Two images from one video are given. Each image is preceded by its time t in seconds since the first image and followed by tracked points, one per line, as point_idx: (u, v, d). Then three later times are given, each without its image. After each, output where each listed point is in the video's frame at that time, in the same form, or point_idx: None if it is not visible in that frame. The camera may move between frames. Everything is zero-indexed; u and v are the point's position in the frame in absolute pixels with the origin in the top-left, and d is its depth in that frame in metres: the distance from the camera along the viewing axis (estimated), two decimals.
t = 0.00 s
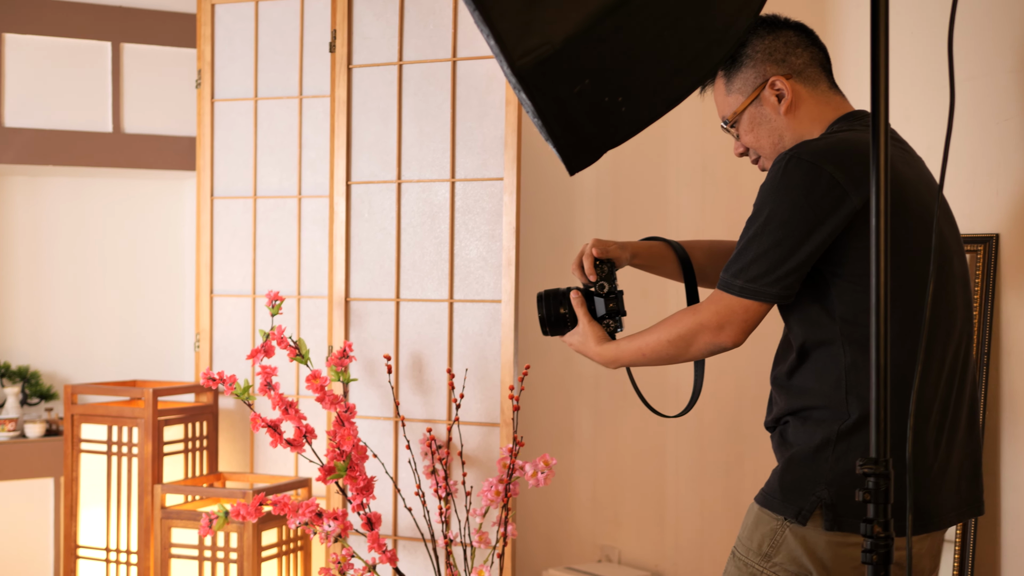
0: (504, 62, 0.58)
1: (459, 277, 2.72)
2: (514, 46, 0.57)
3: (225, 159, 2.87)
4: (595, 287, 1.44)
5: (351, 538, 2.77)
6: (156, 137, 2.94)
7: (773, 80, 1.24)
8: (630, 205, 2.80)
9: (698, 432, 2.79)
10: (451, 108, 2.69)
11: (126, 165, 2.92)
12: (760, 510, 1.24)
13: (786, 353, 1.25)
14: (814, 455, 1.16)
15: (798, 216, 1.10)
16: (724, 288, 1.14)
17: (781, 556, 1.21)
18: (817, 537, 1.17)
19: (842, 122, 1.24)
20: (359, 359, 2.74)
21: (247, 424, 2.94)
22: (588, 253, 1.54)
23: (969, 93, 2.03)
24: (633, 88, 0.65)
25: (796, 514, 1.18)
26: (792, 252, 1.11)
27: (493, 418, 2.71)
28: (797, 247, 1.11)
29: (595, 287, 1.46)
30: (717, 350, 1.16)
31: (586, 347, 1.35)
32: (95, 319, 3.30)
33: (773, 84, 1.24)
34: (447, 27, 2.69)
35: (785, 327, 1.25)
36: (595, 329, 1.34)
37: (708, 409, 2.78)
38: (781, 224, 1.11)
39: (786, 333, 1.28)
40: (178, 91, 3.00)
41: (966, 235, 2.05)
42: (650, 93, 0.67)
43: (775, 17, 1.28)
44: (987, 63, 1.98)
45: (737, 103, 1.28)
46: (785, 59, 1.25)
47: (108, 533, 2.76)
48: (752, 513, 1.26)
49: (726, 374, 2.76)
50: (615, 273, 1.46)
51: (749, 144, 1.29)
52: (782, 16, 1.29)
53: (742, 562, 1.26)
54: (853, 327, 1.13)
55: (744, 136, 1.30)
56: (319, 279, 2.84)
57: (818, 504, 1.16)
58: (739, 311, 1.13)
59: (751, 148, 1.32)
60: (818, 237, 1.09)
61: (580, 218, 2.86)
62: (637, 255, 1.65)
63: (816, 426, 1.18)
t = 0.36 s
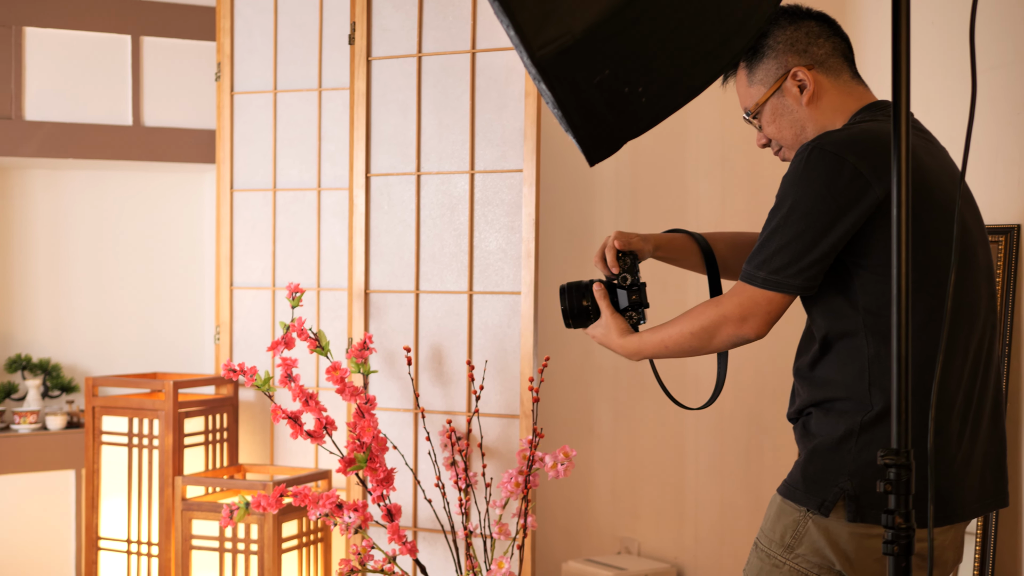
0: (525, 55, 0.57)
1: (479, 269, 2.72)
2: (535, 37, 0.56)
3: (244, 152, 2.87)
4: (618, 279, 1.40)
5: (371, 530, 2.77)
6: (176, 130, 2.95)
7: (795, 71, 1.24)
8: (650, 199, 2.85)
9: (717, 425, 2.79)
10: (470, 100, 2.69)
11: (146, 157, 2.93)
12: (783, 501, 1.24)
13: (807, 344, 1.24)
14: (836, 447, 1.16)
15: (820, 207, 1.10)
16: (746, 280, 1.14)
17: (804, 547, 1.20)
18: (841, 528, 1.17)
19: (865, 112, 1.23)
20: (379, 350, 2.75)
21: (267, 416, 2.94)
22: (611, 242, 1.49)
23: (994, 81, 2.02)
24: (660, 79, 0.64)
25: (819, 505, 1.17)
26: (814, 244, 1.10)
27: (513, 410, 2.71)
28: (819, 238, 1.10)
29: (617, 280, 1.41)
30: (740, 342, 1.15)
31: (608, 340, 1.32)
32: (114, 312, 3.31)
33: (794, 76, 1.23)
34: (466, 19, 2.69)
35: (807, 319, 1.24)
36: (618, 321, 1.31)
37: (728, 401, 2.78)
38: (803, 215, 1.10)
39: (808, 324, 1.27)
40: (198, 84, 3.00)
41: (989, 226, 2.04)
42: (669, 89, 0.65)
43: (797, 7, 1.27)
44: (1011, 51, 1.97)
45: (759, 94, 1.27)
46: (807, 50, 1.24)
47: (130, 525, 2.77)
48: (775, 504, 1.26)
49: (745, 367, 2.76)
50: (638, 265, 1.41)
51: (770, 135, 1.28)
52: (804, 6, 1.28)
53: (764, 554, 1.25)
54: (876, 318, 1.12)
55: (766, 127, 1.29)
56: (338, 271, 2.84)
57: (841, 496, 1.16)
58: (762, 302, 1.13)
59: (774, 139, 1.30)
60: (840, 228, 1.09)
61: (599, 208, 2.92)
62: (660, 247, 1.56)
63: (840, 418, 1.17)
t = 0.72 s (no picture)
0: (546, 48, 0.60)
1: (498, 263, 2.72)
2: (553, 31, 0.59)
3: (262, 147, 2.88)
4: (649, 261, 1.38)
5: (391, 523, 2.78)
6: (194, 125, 2.94)
7: (826, 61, 1.15)
8: (668, 192, 2.85)
9: (736, 420, 2.78)
10: (489, 94, 2.69)
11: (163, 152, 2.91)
12: (803, 494, 1.20)
13: (832, 338, 1.20)
14: (860, 441, 1.12)
15: (855, 200, 1.06)
16: (777, 273, 1.10)
17: (824, 541, 1.16)
18: (863, 522, 1.13)
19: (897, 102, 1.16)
20: (399, 345, 2.76)
21: (287, 410, 2.95)
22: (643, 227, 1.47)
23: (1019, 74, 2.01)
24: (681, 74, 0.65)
25: (840, 499, 1.13)
26: (847, 238, 1.06)
27: (533, 404, 2.71)
28: (852, 232, 1.06)
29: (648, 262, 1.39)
30: (770, 336, 1.12)
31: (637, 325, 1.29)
32: (132, 307, 3.31)
33: (825, 65, 1.15)
34: (485, 13, 2.69)
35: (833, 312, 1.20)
36: (649, 305, 1.27)
37: (748, 395, 2.78)
38: (837, 208, 1.06)
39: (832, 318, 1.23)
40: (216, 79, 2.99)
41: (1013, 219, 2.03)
42: (692, 81, 0.66)
43: None
44: None
45: (787, 85, 1.17)
46: (837, 39, 1.15)
47: (151, 519, 2.78)
48: (795, 497, 1.22)
49: (765, 361, 2.75)
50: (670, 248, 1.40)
51: (799, 127, 1.19)
52: None
53: (783, 547, 1.21)
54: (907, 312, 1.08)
55: (793, 120, 1.20)
56: (357, 266, 2.85)
57: (863, 490, 1.12)
58: (793, 297, 1.09)
59: (800, 133, 1.21)
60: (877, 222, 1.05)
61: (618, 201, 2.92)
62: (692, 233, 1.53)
63: (863, 412, 1.13)
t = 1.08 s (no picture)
0: (568, 43, 0.64)
1: (519, 259, 2.72)
2: (576, 28, 0.63)
3: (284, 144, 2.88)
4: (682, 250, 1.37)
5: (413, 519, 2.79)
6: (215, 122, 2.95)
7: (878, 52, 1.10)
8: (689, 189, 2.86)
9: (758, 416, 2.78)
10: (510, 89, 2.69)
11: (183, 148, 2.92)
12: (842, 488, 1.19)
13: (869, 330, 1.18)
14: (899, 436, 1.11)
15: (911, 194, 1.03)
16: (825, 264, 1.07)
17: (862, 535, 1.15)
18: (902, 517, 1.12)
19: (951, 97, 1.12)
20: (420, 340, 2.76)
21: (309, 406, 2.95)
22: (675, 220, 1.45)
23: None
24: (698, 68, 0.70)
25: (879, 493, 1.13)
26: (902, 231, 1.03)
27: (554, 399, 2.72)
28: (907, 226, 1.03)
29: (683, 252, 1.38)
30: (812, 327, 1.10)
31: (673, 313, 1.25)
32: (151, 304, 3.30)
33: (878, 57, 1.10)
34: (506, 9, 2.69)
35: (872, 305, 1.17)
36: (684, 292, 1.24)
37: (769, 391, 2.77)
38: (893, 201, 1.03)
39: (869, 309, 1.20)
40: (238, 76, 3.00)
41: None
42: (713, 73, 0.70)
43: None
44: None
45: (836, 75, 1.12)
46: (890, 31, 1.10)
47: (173, 514, 2.79)
48: (833, 490, 1.21)
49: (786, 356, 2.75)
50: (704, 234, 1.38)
51: (846, 118, 1.14)
52: None
53: (822, 540, 1.21)
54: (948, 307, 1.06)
55: (841, 112, 1.14)
56: (378, 262, 2.85)
57: (902, 485, 1.11)
58: (840, 288, 1.07)
59: (848, 125, 1.16)
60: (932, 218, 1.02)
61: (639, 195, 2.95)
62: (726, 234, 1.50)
63: (904, 408, 1.11)
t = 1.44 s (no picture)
0: (595, 33, 0.69)
1: (542, 251, 2.72)
2: (602, 20, 0.68)
3: (306, 136, 2.89)
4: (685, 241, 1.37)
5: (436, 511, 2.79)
6: (238, 116, 2.94)
7: (898, 51, 1.10)
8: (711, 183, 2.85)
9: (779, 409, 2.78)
10: (533, 81, 2.69)
11: (207, 142, 2.92)
12: (867, 484, 1.15)
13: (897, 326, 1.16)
14: (928, 431, 1.08)
15: (940, 177, 1.02)
16: (851, 247, 1.06)
17: (888, 532, 1.12)
18: (929, 515, 1.09)
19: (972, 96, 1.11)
20: (443, 332, 2.76)
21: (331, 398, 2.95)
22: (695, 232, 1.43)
23: None
24: (718, 60, 0.74)
25: (908, 490, 1.10)
26: (930, 214, 1.02)
27: (577, 391, 2.72)
28: (935, 209, 1.02)
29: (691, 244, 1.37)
30: (834, 310, 1.08)
31: (691, 292, 1.25)
32: (174, 297, 3.30)
33: (897, 55, 1.10)
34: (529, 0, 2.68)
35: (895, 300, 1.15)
36: (701, 271, 1.26)
37: (792, 383, 2.77)
38: (921, 184, 1.02)
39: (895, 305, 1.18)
40: (260, 69, 2.99)
41: None
42: (731, 65, 0.74)
43: None
44: None
45: (857, 72, 1.13)
46: (910, 29, 1.10)
47: (197, 506, 2.80)
48: (856, 485, 1.18)
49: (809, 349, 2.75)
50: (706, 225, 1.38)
51: (865, 115, 1.15)
52: None
53: (844, 536, 1.17)
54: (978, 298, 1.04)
55: (861, 109, 1.15)
56: (400, 254, 2.86)
57: (932, 481, 1.08)
58: (867, 271, 1.05)
59: (867, 123, 1.16)
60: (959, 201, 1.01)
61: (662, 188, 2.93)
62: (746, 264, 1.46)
63: (935, 402, 1.08)
